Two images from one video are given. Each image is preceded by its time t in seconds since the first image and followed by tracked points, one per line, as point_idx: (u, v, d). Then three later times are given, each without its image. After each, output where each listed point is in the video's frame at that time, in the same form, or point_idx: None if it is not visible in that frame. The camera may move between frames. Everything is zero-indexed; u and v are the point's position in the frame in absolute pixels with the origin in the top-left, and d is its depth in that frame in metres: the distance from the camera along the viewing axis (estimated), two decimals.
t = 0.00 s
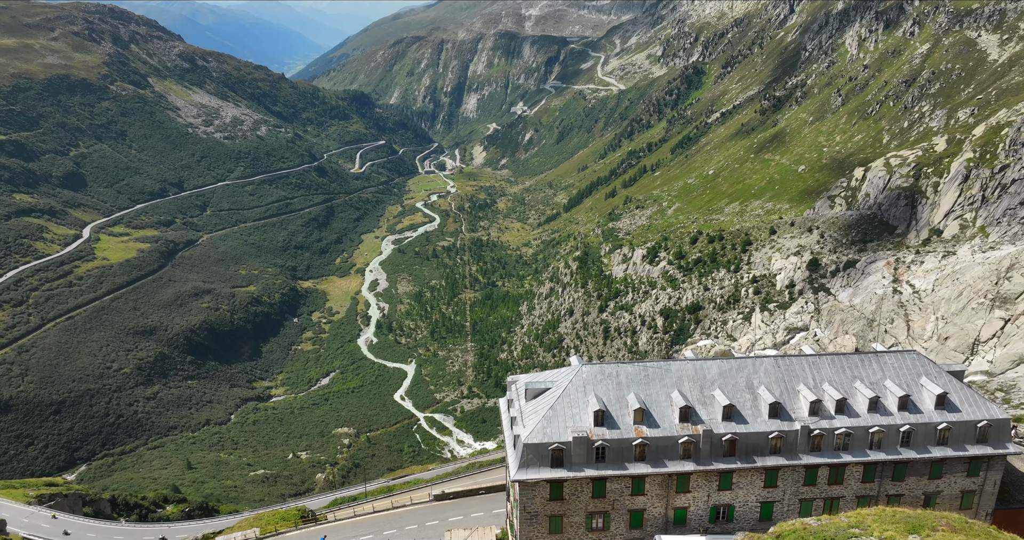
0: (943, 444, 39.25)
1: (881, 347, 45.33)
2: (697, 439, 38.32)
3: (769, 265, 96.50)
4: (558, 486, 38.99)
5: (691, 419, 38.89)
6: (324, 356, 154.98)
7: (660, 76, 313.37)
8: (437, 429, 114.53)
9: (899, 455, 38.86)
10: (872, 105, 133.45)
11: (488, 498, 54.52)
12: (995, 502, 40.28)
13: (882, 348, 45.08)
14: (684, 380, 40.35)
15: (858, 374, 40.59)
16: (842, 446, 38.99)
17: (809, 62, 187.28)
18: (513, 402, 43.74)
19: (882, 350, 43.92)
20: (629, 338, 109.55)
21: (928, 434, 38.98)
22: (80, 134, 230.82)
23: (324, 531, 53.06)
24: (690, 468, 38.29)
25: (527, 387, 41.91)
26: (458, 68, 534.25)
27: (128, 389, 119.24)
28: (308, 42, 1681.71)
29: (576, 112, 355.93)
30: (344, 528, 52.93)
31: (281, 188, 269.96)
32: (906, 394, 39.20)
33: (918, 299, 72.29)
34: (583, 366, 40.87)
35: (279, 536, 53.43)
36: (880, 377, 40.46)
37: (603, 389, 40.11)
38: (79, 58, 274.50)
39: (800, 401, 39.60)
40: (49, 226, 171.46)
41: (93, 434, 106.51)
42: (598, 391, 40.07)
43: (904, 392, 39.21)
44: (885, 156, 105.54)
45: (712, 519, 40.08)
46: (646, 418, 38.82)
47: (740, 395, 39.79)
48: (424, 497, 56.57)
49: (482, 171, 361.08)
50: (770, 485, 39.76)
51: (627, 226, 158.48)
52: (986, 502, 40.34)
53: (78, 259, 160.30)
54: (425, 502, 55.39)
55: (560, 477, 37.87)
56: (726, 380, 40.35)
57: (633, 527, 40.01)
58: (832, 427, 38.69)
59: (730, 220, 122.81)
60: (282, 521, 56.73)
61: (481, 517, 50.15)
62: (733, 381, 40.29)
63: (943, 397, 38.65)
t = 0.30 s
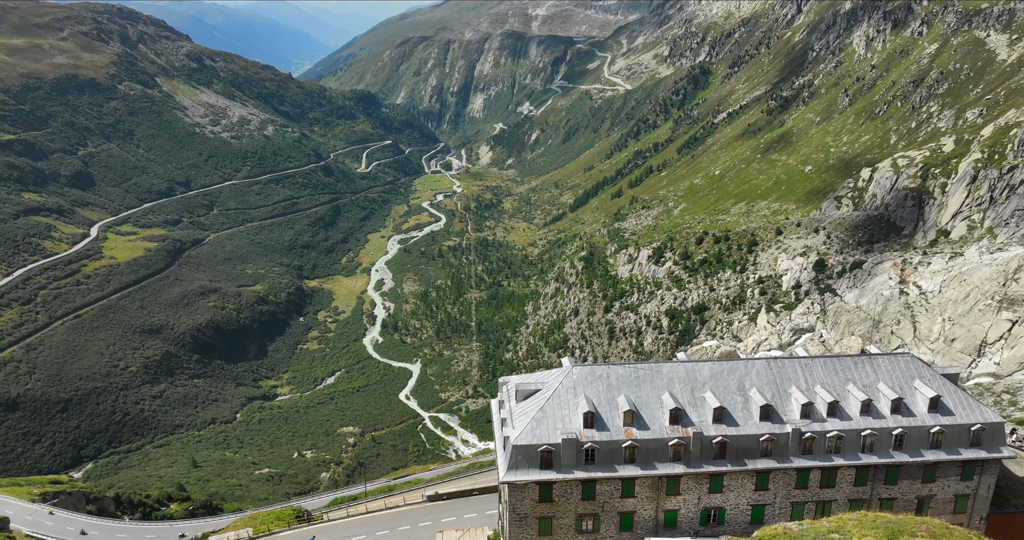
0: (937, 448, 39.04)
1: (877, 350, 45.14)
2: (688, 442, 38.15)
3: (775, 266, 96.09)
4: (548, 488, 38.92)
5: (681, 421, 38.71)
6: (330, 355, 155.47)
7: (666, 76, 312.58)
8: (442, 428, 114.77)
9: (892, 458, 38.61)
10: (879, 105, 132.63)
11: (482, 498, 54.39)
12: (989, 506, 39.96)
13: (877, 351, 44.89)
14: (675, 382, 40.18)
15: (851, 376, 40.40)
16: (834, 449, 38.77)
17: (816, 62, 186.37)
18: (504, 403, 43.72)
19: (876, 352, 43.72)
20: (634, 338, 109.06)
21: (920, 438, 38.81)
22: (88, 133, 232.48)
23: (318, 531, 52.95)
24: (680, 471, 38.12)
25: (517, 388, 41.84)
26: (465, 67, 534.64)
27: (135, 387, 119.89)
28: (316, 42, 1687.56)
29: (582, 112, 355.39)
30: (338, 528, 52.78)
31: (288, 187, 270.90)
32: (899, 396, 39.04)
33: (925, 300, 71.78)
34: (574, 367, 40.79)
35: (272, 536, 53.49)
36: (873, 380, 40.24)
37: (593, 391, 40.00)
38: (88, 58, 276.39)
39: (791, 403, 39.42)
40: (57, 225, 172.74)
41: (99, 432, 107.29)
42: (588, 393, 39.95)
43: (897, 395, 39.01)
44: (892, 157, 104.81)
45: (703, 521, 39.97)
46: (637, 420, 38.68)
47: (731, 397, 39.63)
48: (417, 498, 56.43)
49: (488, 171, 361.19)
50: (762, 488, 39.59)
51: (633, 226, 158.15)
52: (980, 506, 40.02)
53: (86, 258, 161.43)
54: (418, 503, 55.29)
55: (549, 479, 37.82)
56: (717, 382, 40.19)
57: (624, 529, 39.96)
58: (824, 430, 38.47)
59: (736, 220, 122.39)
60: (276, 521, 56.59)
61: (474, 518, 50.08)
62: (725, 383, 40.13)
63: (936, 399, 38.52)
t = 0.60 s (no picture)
0: (929, 452, 38.85)
1: (871, 352, 44.88)
2: (677, 444, 38.03)
3: (781, 266, 95.59)
4: (537, 490, 38.82)
5: (671, 423, 38.61)
6: (335, 355, 155.89)
7: (673, 76, 311.61)
8: (446, 428, 114.95)
9: (883, 462, 38.43)
10: (886, 106, 131.83)
11: (475, 499, 54.37)
12: (982, 510, 39.79)
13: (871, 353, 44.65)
14: (665, 384, 40.05)
15: (843, 379, 40.19)
16: (825, 452, 38.66)
17: (823, 62, 185.33)
18: (494, 404, 43.70)
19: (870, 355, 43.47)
20: (639, 339, 108.64)
21: (913, 441, 38.58)
22: (96, 133, 234.13)
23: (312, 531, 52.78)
24: (670, 473, 38.00)
25: (507, 389, 41.80)
26: (471, 67, 534.76)
27: (141, 386, 120.62)
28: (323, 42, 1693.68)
29: (588, 112, 354.90)
30: (331, 529, 52.57)
31: (294, 187, 271.75)
32: (892, 400, 38.83)
33: (932, 302, 71.41)
34: (564, 369, 40.71)
35: (265, 536, 53.37)
36: (865, 383, 40.05)
37: (583, 393, 39.91)
38: (96, 58, 278.28)
39: (782, 406, 39.31)
40: (65, 224, 174.07)
41: (105, 430, 107.99)
42: (578, 395, 39.87)
43: (889, 398, 38.83)
44: (899, 157, 104.06)
45: (693, 524, 39.84)
46: (626, 422, 38.57)
47: (722, 399, 39.50)
48: (410, 499, 56.29)
49: (494, 171, 361.25)
50: (752, 491, 39.36)
51: (638, 226, 157.95)
52: (973, 510, 39.88)
53: (93, 256, 162.54)
54: (411, 503, 55.16)
55: (537, 481, 37.78)
56: (708, 384, 40.06)
57: (613, 531, 39.86)
58: (814, 433, 38.38)
59: (742, 221, 121.93)
60: (270, 521, 56.42)
61: (467, 519, 50.04)
62: (716, 385, 39.98)
63: (928, 403, 38.32)
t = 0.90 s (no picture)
0: (921, 455, 38.71)
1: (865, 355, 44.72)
2: (666, 446, 37.90)
3: (787, 267, 95.21)
4: (525, 491, 38.75)
5: (660, 425, 38.52)
6: (340, 354, 156.38)
7: (680, 76, 310.77)
8: (451, 427, 115.19)
9: (874, 465, 38.35)
10: (894, 106, 131.05)
11: (468, 500, 54.20)
12: (975, 514, 39.78)
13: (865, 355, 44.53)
14: (655, 386, 39.92)
15: (835, 381, 40.06)
16: (816, 455, 38.55)
17: (830, 62, 184.39)
18: (484, 406, 43.60)
19: (863, 357, 43.31)
20: (644, 339, 108.29)
21: (905, 445, 38.45)
22: (104, 132, 235.79)
23: (304, 532, 52.54)
24: (659, 475, 37.91)
25: (497, 390, 41.69)
26: (477, 67, 534.93)
27: (147, 384, 121.35)
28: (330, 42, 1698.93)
29: (595, 112, 354.22)
30: (323, 529, 52.38)
31: (300, 186, 272.68)
32: (883, 403, 38.69)
33: (938, 303, 71.14)
34: (554, 370, 40.58)
35: (257, 536, 53.04)
36: (857, 385, 39.91)
37: (573, 394, 39.80)
38: (104, 57, 280.10)
39: (773, 408, 39.16)
40: (73, 223, 175.41)
41: (112, 428, 108.69)
42: (567, 396, 39.75)
43: (881, 401, 38.68)
44: (906, 158, 103.42)
45: (683, 526, 39.84)
46: (615, 424, 38.53)
47: (712, 401, 39.37)
48: (403, 500, 56.11)
49: (500, 171, 361.37)
50: (742, 494, 39.36)
51: (644, 226, 157.56)
52: (966, 514, 39.84)
53: (101, 255, 163.75)
54: (404, 504, 55.04)
55: (526, 482, 37.78)
56: (698, 386, 39.91)
57: (603, 533, 39.88)
58: (805, 435, 38.26)
59: (748, 221, 121.50)
60: (264, 521, 56.10)
61: (459, 520, 50.02)
62: (706, 387, 39.85)
63: (921, 406, 38.15)
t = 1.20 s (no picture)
0: (914, 459, 39.28)
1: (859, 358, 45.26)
2: (656, 449, 38.49)
3: (793, 268, 94.79)
4: (514, 494, 39.27)
5: (650, 428, 39.07)
6: (346, 354, 156.83)
7: (686, 76, 309.89)
8: (456, 427, 115.36)
9: (866, 469, 38.88)
10: (901, 106, 130.20)
11: (462, 502, 54.07)
12: (969, 519, 40.29)
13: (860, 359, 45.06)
14: (646, 388, 40.37)
15: (827, 385, 40.57)
16: (807, 458, 39.03)
17: (838, 62, 183.36)
18: (474, 407, 44.01)
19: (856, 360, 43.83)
20: (649, 340, 107.96)
21: (897, 448, 39.05)
22: (112, 132, 237.49)
23: (297, 533, 52.59)
24: (649, 478, 38.59)
25: (487, 392, 42.13)
26: (484, 67, 535.26)
27: (153, 383, 122.05)
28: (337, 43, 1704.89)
29: (601, 112, 353.76)
30: (316, 530, 52.50)
31: (307, 186, 273.62)
32: (875, 406, 39.23)
33: (945, 304, 70.87)
34: (544, 372, 41.00)
35: (250, 536, 53.15)
36: (850, 389, 40.43)
37: (562, 396, 40.24)
38: (112, 57, 281.94)
39: (764, 411, 39.65)
40: (80, 222, 176.67)
41: (118, 426, 109.42)
42: (557, 398, 40.20)
43: (873, 405, 39.23)
44: (914, 159, 102.74)
45: (673, 530, 40.48)
46: (605, 427, 39.09)
47: (703, 404, 39.85)
48: (397, 501, 56.12)
49: (506, 171, 361.43)
50: (732, 497, 39.95)
51: (649, 227, 157.13)
52: (960, 519, 40.44)
53: (108, 254, 164.86)
54: (396, 504, 55.06)
55: (515, 485, 38.29)
56: (689, 389, 40.37)
57: (592, 536, 40.50)
58: (796, 439, 38.75)
59: (754, 222, 121.04)
60: (257, 521, 56.23)
61: (451, 521, 49.97)
62: (697, 390, 40.30)
63: (913, 410, 38.71)
